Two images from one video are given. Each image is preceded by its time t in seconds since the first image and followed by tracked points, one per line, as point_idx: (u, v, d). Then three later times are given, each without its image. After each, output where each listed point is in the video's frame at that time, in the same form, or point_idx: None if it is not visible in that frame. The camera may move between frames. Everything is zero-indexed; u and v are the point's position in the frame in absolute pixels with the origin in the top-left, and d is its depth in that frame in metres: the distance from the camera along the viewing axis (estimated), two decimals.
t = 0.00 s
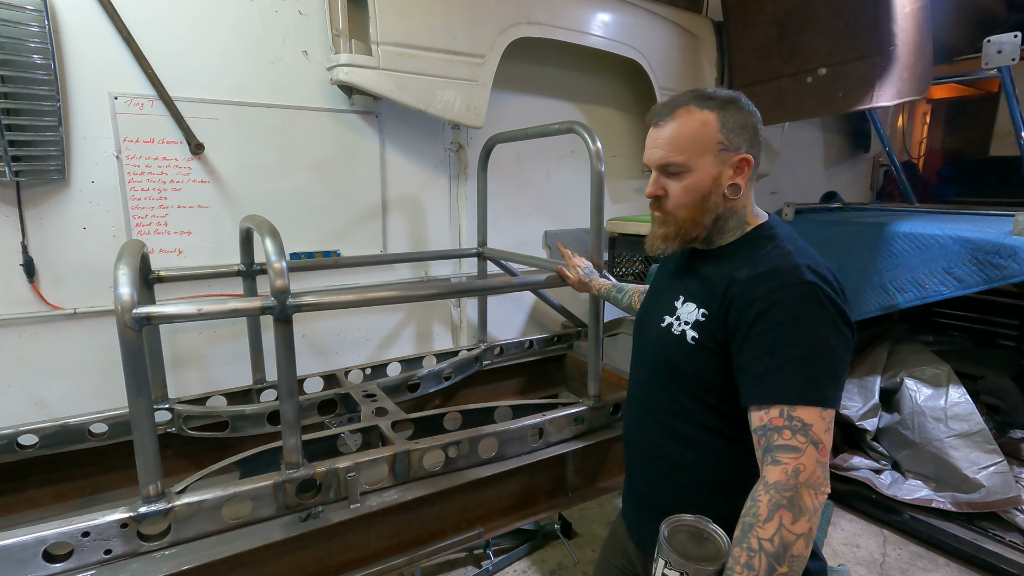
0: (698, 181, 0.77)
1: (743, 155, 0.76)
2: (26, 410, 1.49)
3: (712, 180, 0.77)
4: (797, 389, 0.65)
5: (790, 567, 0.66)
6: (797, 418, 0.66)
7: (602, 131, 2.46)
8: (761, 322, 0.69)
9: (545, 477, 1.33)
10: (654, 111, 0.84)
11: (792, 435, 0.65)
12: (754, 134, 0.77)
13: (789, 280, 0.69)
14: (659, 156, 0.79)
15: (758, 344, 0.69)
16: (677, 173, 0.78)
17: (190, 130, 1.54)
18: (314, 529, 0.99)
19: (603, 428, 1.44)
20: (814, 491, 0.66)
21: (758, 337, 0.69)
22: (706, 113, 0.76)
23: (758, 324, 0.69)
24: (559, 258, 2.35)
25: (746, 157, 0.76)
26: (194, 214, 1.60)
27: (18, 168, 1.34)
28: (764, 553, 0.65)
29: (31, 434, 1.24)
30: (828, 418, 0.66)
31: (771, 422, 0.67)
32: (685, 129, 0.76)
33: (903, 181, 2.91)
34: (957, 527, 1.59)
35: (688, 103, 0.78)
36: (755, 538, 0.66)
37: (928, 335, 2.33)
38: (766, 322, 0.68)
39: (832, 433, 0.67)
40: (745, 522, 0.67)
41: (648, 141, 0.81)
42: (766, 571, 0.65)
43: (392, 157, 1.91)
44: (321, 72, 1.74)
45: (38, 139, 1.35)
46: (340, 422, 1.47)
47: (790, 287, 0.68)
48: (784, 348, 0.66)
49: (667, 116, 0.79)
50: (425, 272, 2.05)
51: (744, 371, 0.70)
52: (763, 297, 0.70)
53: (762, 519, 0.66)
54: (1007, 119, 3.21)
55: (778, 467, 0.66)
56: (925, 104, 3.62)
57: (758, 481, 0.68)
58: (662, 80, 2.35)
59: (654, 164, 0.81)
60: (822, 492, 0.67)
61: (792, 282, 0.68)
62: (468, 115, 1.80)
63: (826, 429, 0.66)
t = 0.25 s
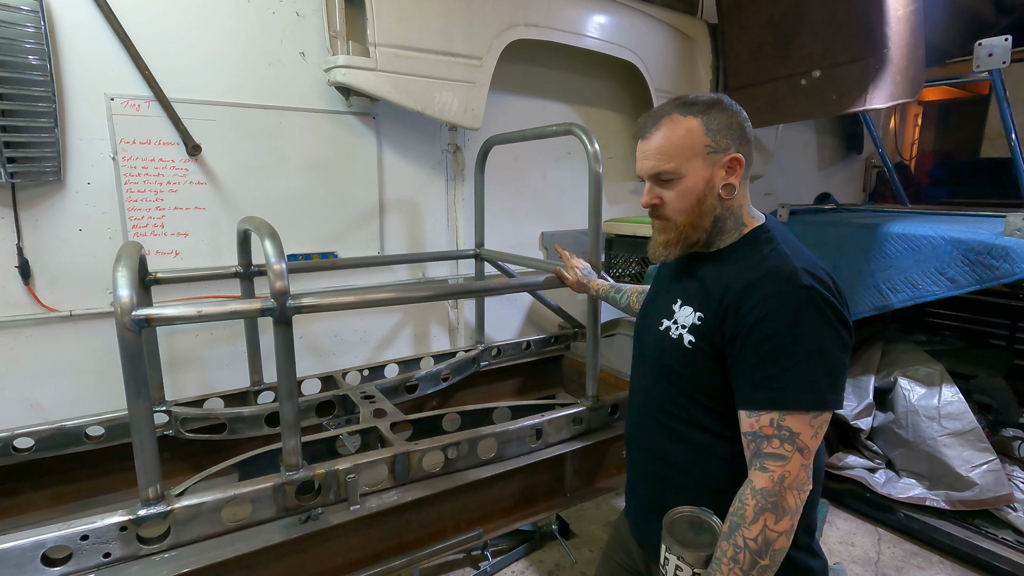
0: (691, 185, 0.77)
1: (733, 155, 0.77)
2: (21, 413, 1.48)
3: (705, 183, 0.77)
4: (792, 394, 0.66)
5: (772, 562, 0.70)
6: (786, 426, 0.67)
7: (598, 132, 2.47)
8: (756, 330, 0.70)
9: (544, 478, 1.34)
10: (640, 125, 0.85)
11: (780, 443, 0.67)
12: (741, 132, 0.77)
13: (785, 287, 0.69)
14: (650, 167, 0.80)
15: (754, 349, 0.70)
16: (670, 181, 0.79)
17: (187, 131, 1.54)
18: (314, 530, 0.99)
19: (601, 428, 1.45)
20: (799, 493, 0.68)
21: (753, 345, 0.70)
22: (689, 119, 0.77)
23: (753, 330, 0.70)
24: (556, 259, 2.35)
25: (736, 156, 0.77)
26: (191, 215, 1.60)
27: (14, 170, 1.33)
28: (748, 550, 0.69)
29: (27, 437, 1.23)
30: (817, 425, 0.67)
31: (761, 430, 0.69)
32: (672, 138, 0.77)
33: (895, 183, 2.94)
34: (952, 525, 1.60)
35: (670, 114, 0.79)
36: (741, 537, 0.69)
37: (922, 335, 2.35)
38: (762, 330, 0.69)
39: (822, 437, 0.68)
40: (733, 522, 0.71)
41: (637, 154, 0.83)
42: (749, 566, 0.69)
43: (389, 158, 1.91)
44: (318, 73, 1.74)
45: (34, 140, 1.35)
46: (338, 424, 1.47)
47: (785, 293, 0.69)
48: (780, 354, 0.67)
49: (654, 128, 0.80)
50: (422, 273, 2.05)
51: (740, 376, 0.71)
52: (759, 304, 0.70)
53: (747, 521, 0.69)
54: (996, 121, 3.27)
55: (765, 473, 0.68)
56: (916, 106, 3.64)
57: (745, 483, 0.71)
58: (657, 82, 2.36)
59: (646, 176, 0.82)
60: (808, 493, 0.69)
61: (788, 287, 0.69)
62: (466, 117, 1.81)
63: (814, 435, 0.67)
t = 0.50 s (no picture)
0: (687, 190, 0.79)
1: (734, 167, 0.77)
2: (16, 417, 1.47)
3: (701, 190, 0.78)
4: (779, 392, 0.67)
5: (752, 557, 0.70)
6: (766, 423, 0.68)
7: (594, 134, 2.49)
8: (744, 328, 0.71)
9: (541, 478, 1.34)
10: (653, 117, 0.84)
11: (760, 438, 0.68)
12: (747, 146, 0.77)
13: (772, 287, 0.70)
14: (652, 163, 0.81)
15: (743, 348, 0.70)
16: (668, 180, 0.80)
17: (183, 133, 1.54)
18: (312, 532, 0.99)
19: (598, 429, 1.45)
20: (779, 489, 0.69)
21: (739, 343, 0.71)
22: (698, 125, 0.77)
23: (743, 330, 0.71)
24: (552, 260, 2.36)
25: (736, 168, 0.77)
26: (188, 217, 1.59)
27: (8, 171, 1.32)
28: (725, 540, 0.70)
29: (23, 441, 1.22)
30: (799, 423, 0.67)
31: (742, 425, 0.70)
32: (677, 139, 0.77)
33: (888, 185, 2.96)
34: (945, 523, 1.61)
35: (682, 114, 0.79)
36: (719, 527, 0.71)
37: (914, 335, 2.38)
38: (748, 328, 0.70)
39: (804, 436, 0.68)
40: (714, 512, 0.72)
41: (642, 147, 0.83)
42: (728, 557, 0.70)
43: (386, 160, 1.91)
44: (315, 74, 1.74)
45: (28, 142, 1.34)
46: (336, 425, 1.47)
47: (774, 292, 0.70)
48: (765, 353, 0.68)
49: (662, 125, 0.80)
50: (419, 274, 2.05)
51: (730, 375, 0.72)
52: (746, 304, 0.71)
53: (725, 511, 0.70)
54: (987, 124, 3.29)
55: (744, 467, 0.70)
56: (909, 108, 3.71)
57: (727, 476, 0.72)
58: (653, 84, 2.37)
59: (646, 170, 0.82)
60: (789, 489, 0.69)
61: (777, 287, 0.70)
62: (462, 118, 1.81)
63: (796, 433, 0.68)
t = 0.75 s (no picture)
0: (695, 200, 0.78)
1: (735, 169, 0.78)
2: (11, 419, 1.46)
3: (708, 197, 0.78)
4: (778, 392, 0.68)
5: (750, 557, 0.71)
6: (767, 423, 0.68)
7: (591, 135, 2.49)
8: (746, 328, 0.71)
9: (539, 479, 1.35)
10: (643, 132, 0.84)
11: (761, 439, 0.69)
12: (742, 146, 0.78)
13: (774, 289, 0.71)
14: (654, 180, 0.80)
15: (744, 349, 0.71)
16: (673, 194, 0.80)
17: (180, 134, 1.54)
18: (310, 534, 0.99)
19: (595, 429, 1.46)
20: (778, 489, 0.69)
21: (740, 345, 0.72)
22: (693, 134, 0.77)
23: (744, 330, 0.72)
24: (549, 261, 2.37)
25: (737, 169, 0.78)
26: (184, 218, 1.59)
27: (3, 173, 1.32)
28: (723, 539, 0.71)
29: (18, 443, 1.21)
30: (800, 423, 0.68)
31: (743, 425, 0.70)
32: (677, 152, 0.77)
33: (882, 186, 2.96)
34: (939, 522, 1.62)
35: (674, 127, 0.79)
36: (717, 525, 0.71)
37: (909, 335, 2.39)
38: (750, 329, 0.71)
39: (805, 437, 0.69)
40: (712, 511, 0.73)
41: (639, 166, 0.82)
42: (725, 556, 0.71)
43: (383, 161, 1.91)
44: (311, 76, 1.74)
45: (24, 143, 1.33)
46: (333, 427, 1.47)
47: (776, 294, 0.70)
48: (766, 353, 0.69)
49: (656, 140, 0.80)
50: (416, 276, 2.05)
51: (731, 375, 0.73)
52: (748, 304, 0.72)
53: (724, 510, 0.71)
54: (980, 123, 3.25)
55: (744, 467, 0.70)
56: (903, 109, 3.70)
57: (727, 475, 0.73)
58: (649, 85, 2.38)
59: (649, 187, 0.82)
60: (787, 489, 0.70)
61: (779, 289, 0.71)
62: (459, 120, 1.81)
63: (796, 434, 0.68)
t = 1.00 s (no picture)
0: (699, 194, 0.79)
1: (739, 170, 0.79)
2: (9, 421, 1.46)
3: (712, 193, 0.79)
4: (772, 391, 0.68)
5: (748, 556, 0.71)
6: (761, 422, 0.69)
7: (588, 136, 2.50)
8: (740, 327, 0.72)
9: (538, 480, 1.35)
10: (653, 123, 0.85)
11: (755, 438, 0.69)
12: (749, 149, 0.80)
13: (766, 288, 0.71)
14: (661, 169, 0.80)
15: (737, 349, 0.72)
16: (679, 185, 0.80)
17: (177, 135, 1.53)
18: (309, 535, 0.99)
19: (593, 430, 1.46)
20: (775, 488, 0.70)
21: (734, 344, 0.72)
22: (705, 128, 0.78)
23: (737, 331, 0.72)
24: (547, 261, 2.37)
25: (742, 171, 0.79)
26: (182, 219, 1.59)
27: None
28: (721, 540, 0.71)
29: (15, 445, 1.21)
30: (794, 422, 0.68)
31: (738, 425, 0.71)
32: (687, 144, 0.78)
33: (878, 186, 2.97)
34: (936, 521, 1.63)
35: (686, 119, 0.79)
36: (715, 526, 0.71)
37: (905, 335, 2.40)
38: (743, 328, 0.71)
39: (800, 435, 0.69)
40: (710, 511, 0.73)
41: (647, 154, 0.82)
42: (723, 557, 0.71)
43: (380, 162, 1.91)
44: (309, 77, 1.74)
45: (21, 144, 1.33)
46: (331, 428, 1.47)
47: (768, 293, 0.71)
48: (759, 352, 0.69)
49: (667, 131, 0.80)
50: (414, 277, 2.05)
51: (725, 375, 0.73)
52: (742, 304, 0.72)
53: (721, 511, 0.71)
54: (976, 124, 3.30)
55: (740, 467, 0.70)
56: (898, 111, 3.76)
57: (724, 476, 0.73)
58: (646, 86, 2.39)
59: (655, 177, 0.82)
60: (784, 489, 0.70)
61: (771, 288, 0.71)
62: (457, 121, 1.81)
63: (790, 432, 0.68)
